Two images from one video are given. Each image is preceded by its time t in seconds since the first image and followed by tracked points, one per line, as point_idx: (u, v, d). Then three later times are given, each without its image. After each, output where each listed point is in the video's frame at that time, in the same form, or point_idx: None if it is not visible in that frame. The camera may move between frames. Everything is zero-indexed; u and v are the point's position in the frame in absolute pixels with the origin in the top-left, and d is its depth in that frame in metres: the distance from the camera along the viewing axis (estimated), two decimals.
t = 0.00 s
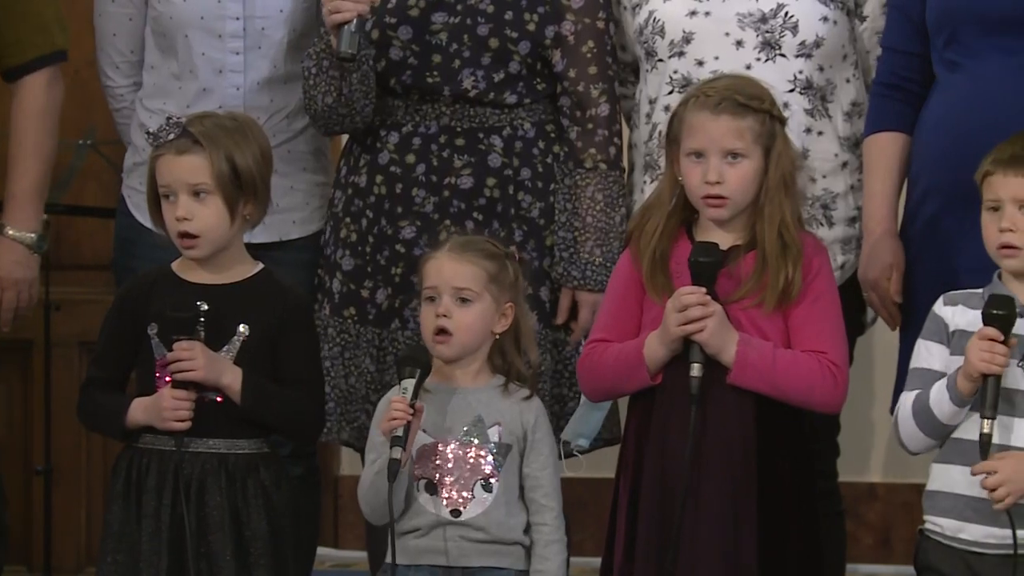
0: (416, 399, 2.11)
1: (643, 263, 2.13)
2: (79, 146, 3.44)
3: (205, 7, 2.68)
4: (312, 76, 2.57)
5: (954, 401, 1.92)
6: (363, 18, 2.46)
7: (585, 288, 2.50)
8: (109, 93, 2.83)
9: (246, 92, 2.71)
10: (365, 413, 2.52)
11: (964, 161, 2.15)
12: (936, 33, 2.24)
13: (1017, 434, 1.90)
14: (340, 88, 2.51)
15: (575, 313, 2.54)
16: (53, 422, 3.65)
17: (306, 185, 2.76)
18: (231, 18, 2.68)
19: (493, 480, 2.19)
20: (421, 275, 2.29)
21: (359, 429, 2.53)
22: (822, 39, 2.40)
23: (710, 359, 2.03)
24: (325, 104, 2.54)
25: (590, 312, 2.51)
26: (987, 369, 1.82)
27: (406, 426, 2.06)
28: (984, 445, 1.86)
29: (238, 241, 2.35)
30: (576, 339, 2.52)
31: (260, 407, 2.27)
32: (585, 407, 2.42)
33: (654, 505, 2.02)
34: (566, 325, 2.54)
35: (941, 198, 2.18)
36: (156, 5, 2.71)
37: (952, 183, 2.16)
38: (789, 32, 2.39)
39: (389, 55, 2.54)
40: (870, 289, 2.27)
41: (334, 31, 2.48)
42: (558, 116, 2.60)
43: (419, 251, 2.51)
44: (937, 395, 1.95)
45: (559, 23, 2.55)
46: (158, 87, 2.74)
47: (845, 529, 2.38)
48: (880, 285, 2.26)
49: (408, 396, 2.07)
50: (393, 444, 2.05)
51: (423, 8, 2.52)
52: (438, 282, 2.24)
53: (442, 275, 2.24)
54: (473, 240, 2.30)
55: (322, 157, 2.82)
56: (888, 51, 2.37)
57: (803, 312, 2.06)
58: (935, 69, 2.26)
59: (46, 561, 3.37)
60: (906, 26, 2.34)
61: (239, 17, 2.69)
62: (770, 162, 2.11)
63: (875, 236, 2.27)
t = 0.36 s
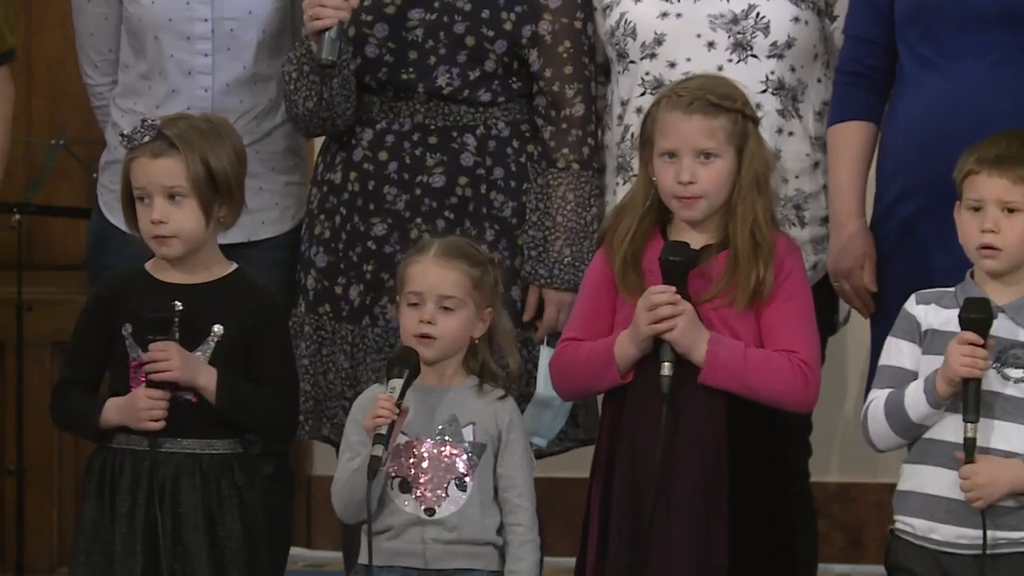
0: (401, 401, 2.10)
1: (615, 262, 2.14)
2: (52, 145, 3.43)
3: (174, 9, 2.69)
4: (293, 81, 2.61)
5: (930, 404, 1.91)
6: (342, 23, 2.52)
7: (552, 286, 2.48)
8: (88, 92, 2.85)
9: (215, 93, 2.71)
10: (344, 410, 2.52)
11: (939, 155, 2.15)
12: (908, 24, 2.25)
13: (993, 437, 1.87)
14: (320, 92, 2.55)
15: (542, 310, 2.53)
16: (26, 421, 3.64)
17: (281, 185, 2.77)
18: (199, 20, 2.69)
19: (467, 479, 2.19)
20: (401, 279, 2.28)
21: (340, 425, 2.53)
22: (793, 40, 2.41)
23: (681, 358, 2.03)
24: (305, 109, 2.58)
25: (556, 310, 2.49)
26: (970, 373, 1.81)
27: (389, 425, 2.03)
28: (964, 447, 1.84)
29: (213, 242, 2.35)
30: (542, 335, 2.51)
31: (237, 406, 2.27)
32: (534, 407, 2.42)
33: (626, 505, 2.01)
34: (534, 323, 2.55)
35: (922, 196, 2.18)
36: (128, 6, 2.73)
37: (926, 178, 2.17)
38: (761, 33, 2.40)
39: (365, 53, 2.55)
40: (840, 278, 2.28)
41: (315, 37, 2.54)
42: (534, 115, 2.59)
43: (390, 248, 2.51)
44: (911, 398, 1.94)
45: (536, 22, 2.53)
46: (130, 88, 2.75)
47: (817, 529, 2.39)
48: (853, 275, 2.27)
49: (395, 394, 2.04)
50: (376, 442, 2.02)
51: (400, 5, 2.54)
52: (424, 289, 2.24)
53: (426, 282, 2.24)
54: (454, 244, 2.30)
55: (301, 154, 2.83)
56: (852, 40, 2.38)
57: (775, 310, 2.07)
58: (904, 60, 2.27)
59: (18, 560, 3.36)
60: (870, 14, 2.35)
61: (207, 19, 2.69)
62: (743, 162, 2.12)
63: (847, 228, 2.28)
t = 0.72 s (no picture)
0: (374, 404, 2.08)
1: (585, 262, 2.14)
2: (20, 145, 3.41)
3: (145, 6, 2.68)
4: (264, 82, 2.58)
5: (882, 405, 1.91)
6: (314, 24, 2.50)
7: (525, 286, 2.49)
8: (63, 88, 2.84)
9: (184, 90, 2.70)
10: (320, 408, 2.51)
11: (914, 157, 2.13)
12: (881, 25, 2.22)
13: (961, 432, 1.88)
14: (293, 93, 2.52)
15: (516, 310, 2.53)
16: None
17: (249, 184, 2.75)
18: (169, 17, 2.68)
19: (441, 478, 2.19)
20: (370, 286, 2.26)
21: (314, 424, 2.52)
22: (759, 33, 2.43)
23: (651, 354, 2.03)
24: (278, 110, 2.55)
25: (530, 310, 2.49)
26: (931, 377, 1.82)
27: (362, 429, 2.01)
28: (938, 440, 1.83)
29: (185, 241, 2.34)
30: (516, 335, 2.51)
31: (210, 405, 2.27)
32: (518, 407, 2.43)
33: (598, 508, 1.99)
34: (508, 324, 2.54)
35: (893, 205, 2.17)
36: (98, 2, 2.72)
37: (898, 184, 2.16)
38: (727, 26, 2.41)
39: (336, 53, 2.54)
40: (815, 279, 2.26)
41: (287, 38, 2.53)
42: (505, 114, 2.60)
43: (363, 248, 2.51)
44: (864, 399, 1.94)
45: (506, 22, 2.55)
46: (98, 83, 2.75)
47: (785, 525, 2.40)
48: (828, 275, 2.25)
49: (368, 398, 2.02)
50: (347, 446, 1.98)
51: (371, 5, 2.53)
52: (397, 292, 2.23)
53: (399, 286, 2.23)
54: (426, 244, 2.30)
55: (269, 153, 2.82)
56: (821, 39, 2.37)
57: (745, 307, 2.07)
58: (878, 62, 2.24)
59: None
60: (837, 14, 2.34)
61: (177, 16, 2.68)
62: (711, 160, 2.13)
63: (820, 228, 2.26)
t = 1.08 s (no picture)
0: (349, 402, 2.08)
1: (555, 262, 2.14)
2: None
3: (115, 3, 2.67)
4: (232, 83, 2.58)
5: (852, 425, 1.93)
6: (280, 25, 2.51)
7: (494, 285, 2.49)
8: (31, 88, 2.83)
9: (152, 88, 2.69)
10: (287, 408, 2.52)
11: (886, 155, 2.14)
12: (854, 26, 2.23)
13: (924, 430, 1.90)
14: (260, 94, 2.53)
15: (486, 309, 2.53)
16: None
17: (216, 184, 2.74)
18: (140, 15, 2.67)
19: (412, 476, 2.19)
20: (339, 288, 2.25)
21: (281, 425, 2.52)
22: (728, 33, 2.44)
23: (619, 352, 2.03)
24: (244, 111, 2.56)
25: (500, 309, 2.49)
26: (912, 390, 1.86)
27: (337, 426, 2.02)
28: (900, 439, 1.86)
29: (155, 241, 2.34)
30: (486, 335, 2.51)
31: (183, 404, 2.26)
32: (489, 407, 2.43)
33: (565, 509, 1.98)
34: (477, 324, 2.54)
35: (864, 207, 2.18)
36: None
37: (870, 186, 2.17)
38: (696, 27, 2.42)
39: (304, 53, 2.54)
40: (789, 282, 2.27)
41: (253, 39, 2.53)
42: (473, 114, 2.60)
43: (333, 248, 2.51)
44: (834, 416, 1.96)
45: (474, 21, 2.54)
46: (67, 82, 2.74)
47: (754, 525, 2.40)
48: (802, 279, 2.26)
49: (342, 394, 2.03)
50: (323, 444, 1.99)
51: (339, 5, 2.53)
52: (366, 297, 2.23)
53: (369, 291, 2.23)
54: (393, 245, 2.30)
55: (236, 155, 2.81)
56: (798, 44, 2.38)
57: (712, 306, 2.08)
58: (850, 64, 2.26)
59: None
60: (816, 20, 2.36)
61: (148, 14, 2.67)
62: (682, 158, 2.14)
63: (793, 230, 2.27)
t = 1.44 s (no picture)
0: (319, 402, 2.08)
1: (524, 262, 2.14)
2: None
3: (80, 2, 2.67)
4: (199, 77, 2.57)
5: (820, 424, 1.94)
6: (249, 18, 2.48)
7: (464, 286, 2.49)
8: None
9: (117, 88, 2.68)
10: (257, 411, 2.50)
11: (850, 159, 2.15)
12: (827, 27, 2.24)
13: (891, 429, 1.91)
14: (226, 89, 2.51)
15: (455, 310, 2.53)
16: None
17: (180, 184, 2.73)
18: (104, 14, 2.67)
19: (383, 477, 2.18)
20: (311, 287, 2.25)
21: (250, 427, 2.51)
22: (702, 34, 2.44)
23: (587, 353, 2.03)
24: (211, 106, 2.54)
25: (470, 311, 2.50)
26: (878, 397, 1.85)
27: (308, 432, 2.02)
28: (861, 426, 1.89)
29: (126, 240, 2.33)
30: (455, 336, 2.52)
31: (152, 410, 2.24)
32: (455, 409, 2.44)
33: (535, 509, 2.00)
34: (446, 324, 2.54)
35: (831, 206, 2.19)
36: None
37: (837, 187, 2.17)
38: (670, 27, 2.43)
39: (271, 53, 2.53)
40: (762, 283, 2.28)
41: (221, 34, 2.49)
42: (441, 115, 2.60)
43: (301, 249, 2.50)
44: (803, 415, 1.96)
45: (441, 22, 2.54)
46: (32, 82, 2.73)
47: (725, 524, 2.41)
48: (773, 279, 2.27)
49: (312, 400, 2.02)
50: (294, 448, 1.99)
51: (306, 5, 2.51)
52: (341, 297, 2.22)
53: (343, 290, 2.22)
54: (365, 243, 2.29)
55: (202, 154, 2.80)
56: (780, 45, 2.38)
57: (682, 306, 2.08)
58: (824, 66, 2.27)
59: None
60: (792, 18, 2.35)
61: (112, 13, 2.67)
62: (650, 159, 2.14)
63: (769, 230, 2.29)
